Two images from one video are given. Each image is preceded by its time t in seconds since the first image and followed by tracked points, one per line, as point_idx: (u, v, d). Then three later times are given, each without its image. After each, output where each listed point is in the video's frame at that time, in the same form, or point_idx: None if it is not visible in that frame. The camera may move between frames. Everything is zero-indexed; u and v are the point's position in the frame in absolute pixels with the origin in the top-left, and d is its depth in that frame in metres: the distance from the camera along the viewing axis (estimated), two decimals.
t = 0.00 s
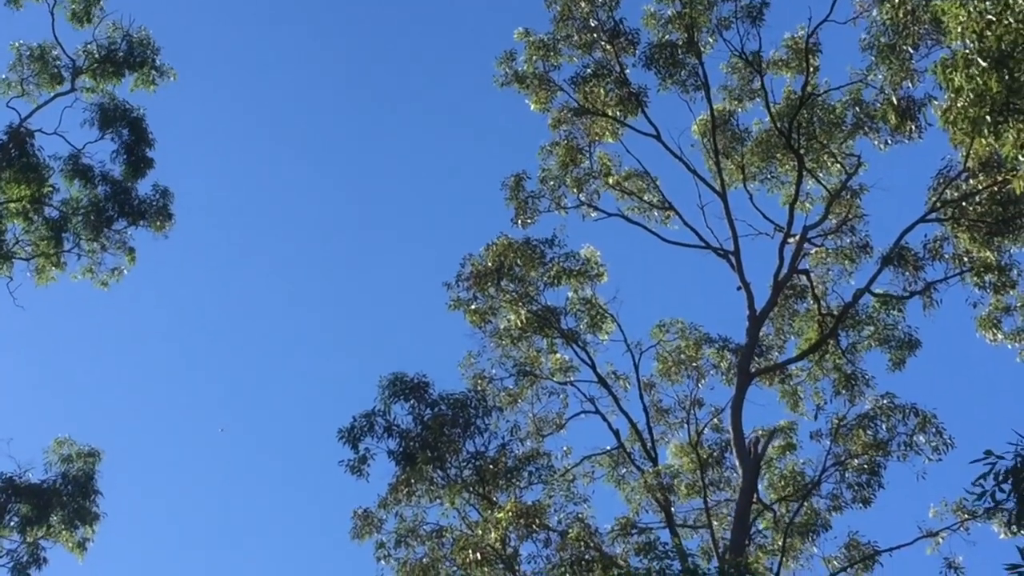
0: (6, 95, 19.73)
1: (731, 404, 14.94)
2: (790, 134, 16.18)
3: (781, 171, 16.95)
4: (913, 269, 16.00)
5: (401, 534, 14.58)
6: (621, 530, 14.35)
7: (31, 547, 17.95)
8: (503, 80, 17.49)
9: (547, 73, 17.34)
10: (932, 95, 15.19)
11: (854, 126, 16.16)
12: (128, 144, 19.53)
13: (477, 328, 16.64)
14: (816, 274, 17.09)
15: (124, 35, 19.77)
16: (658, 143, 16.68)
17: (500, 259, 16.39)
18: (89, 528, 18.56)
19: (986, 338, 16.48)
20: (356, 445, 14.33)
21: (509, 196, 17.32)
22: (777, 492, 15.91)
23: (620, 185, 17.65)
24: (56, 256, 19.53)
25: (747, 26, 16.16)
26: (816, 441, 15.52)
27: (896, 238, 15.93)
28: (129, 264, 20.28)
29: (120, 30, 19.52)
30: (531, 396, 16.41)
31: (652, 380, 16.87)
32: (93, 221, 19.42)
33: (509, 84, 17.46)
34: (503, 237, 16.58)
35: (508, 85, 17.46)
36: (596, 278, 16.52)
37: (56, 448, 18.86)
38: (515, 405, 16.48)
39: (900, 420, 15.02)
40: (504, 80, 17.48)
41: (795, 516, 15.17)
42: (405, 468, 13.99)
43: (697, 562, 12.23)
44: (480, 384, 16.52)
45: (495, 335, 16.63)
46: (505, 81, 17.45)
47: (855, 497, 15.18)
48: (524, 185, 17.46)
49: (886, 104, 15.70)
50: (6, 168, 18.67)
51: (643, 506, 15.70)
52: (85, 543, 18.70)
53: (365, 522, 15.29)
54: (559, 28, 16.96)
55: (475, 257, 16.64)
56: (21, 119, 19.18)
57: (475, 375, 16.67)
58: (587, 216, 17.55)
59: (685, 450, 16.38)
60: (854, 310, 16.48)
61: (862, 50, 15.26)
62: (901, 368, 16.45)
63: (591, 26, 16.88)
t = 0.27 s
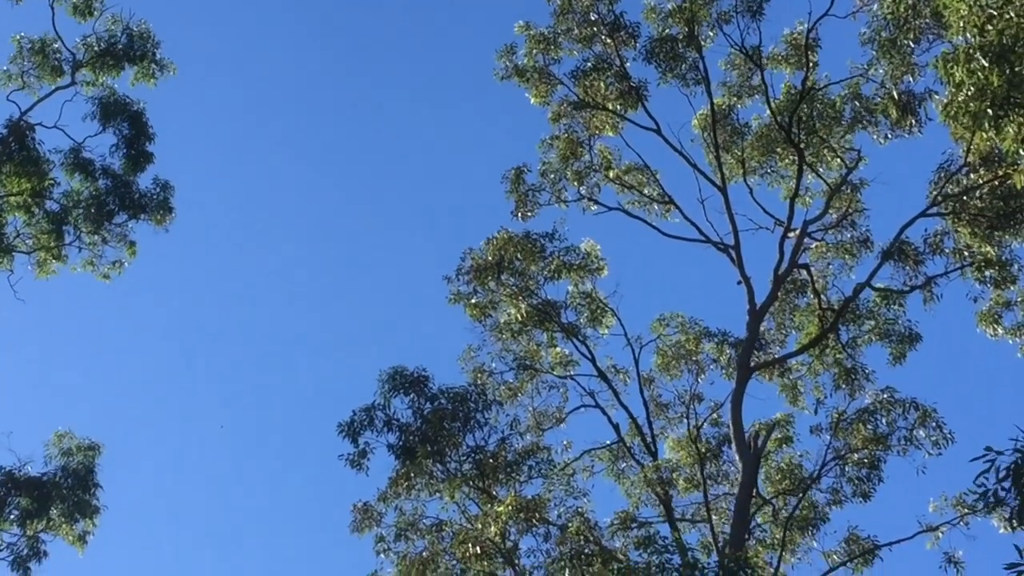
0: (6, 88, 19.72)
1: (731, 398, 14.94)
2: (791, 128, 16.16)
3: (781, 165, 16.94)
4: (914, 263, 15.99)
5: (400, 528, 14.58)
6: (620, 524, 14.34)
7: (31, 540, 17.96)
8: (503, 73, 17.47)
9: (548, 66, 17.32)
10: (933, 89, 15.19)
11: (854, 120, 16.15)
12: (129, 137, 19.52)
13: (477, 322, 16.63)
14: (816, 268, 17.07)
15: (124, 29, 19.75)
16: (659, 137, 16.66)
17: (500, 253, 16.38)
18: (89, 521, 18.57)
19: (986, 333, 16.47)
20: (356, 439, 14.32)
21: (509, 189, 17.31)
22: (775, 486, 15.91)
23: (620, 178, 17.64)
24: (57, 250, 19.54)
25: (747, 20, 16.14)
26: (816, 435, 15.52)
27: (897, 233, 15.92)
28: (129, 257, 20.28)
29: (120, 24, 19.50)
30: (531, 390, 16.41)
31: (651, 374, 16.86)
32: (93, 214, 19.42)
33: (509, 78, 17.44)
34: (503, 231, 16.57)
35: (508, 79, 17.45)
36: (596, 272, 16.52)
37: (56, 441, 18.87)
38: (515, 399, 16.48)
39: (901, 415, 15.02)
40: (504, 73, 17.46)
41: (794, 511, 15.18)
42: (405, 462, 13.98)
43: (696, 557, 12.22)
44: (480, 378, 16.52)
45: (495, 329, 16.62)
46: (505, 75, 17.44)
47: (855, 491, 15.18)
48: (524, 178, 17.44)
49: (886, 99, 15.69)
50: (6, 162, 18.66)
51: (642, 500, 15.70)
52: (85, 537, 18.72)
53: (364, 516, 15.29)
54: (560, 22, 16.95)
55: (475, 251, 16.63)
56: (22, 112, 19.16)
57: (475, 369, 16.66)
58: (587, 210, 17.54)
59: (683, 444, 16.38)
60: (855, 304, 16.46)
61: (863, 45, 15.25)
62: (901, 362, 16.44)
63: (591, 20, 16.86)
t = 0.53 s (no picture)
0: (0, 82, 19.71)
1: (726, 393, 14.94)
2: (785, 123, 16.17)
3: (776, 160, 16.95)
4: (909, 258, 16.00)
5: (396, 523, 14.58)
6: (616, 518, 14.35)
7: (27, 535, 17.96)
8: (498, 68, 17.47)
9: (543, 61, 17.31)
10: (927, 84, 15.20)
11: (848, 115, 16.15)
12: (124, 132, 19.51)
13: (472, 317, 16.63)
14: (811, 263, 17.09)
15: (119, 23, 19.74)
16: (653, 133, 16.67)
17: (495, 248, 16.39)
18: (85, 517, 18.56)
19: (981, 328, 16.48)
20: (351, 434, 14.32)
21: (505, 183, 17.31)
22: (768, 480, 15.92)
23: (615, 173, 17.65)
24: (53, 244, 19.53)
25: (742, 15, 16.14)
26: (811, 430, 15.53)
27: (891, 228, 15.93)
28: (126, 251, 20.28)
29: (114, 18, 19.49)
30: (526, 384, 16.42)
31: (647, 369, 16.87)
32: (90, 209, 19.41)
33: (504, 73, 17.44)
34: (498, 226, 16.57)
35: (503, 74, 17.44)
36: (592, 266, 16.56)
37: (51, 436, 18.85)
38: (511, 394, 16.48)
39: (896, 409, 15.03)
40: (499, 68, 17.46)
41: (789, 505, 15.21)
42: (400, 457, 13.98)
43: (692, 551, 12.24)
44: (476, 373, 16.52)
45: (491, 323, 16.62)
46: (500, 69, 17.44)
47: (850, 485, 15.20)
48: (519, 172, 17.45)
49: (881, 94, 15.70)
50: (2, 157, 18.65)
51: (638, 495, 15.72)
52: (81, 532, 18.71)
53: (359, 511, 15.29)
54: (555, 17, 16.95)
55: (471, 246, 16.63)
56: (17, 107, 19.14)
57: (470, 364, 16.67)
58: (582, 204, 17.54)
59: (677, 439, 16.39)
60: (849, 299, 16.48)
61: (857, 39, 15.26)
62: (896, 357, 16.45)
63: (586, 15, 16.86)
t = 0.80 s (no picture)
0: None
1: (723, 392, 14.93)
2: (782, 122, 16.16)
3: (773, 160, 16.95)
4: (905, 257, 16.00)
5: (392, 522, 14.58)
6: (612, 517, 14.35)
7: (24, 534, 17.96)
8: (495, 67, 17.46)
9: (539, 61, 17.30)
10: (924, 84, 15.20)
11: (845, 115, 16.15)
12: (121, 128, 19.50)
13: (469, 316, 16.62)
14: (807, 262, 17.09)
15: (114, 19, 19.72)
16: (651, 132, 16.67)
17: (492, 247, 16.39)
18: (82, 515, 18.54)
19: (978, 328, 16.48)
20: (348, 433, 14.32)
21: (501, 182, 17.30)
22: (764, 478, 15.91)
23: (612, 172, 17.64)
24: (51, 242, 19.52)
25: (739, 14, 16.14)
26: (808, 429, 15.53)
27: (888, 227, 15.93)
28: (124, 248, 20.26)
29: (110, 14, 19.47)
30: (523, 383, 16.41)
31: (644, 368, 16.87)
32: (87, 205, 19.40)
33: (501, 72, 17.43)
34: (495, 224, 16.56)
35: (500, 73, 17.44)
36: (589, 265, 16.53)
37: (48, 435, 18.83)
38: (507, 392, 16.48)
39: (893, 408, 15.03)
40: (495, 68, 17.45)
41: (785, 504, 15.21)
42: (397, 456, 13.98)
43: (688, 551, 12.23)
44: (472, 372, 16.52)
45: (488, 322, 16.61)
46: (496, 69, 17.43)
47: (847, 485, 15.20)
48: (516, 172, 17.44)
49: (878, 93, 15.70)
50: None
51: (635, 494, 15.72)
52: (77, 530, 18.68)
53: (356, 510, 15.29)
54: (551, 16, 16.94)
55: (468, 244, 16.62)
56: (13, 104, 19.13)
57: (467, 363, 16.66)
58: (579, 203, 17.53)
59: (673, 437, 16.40)
60: (845, 298, 16.47)
61: (854, 39, 15.27)
62: (893, 356, 16.45)
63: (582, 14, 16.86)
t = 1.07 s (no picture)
0: None
1: (720, 396, 14.93)
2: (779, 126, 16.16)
3: (769, 163, 16.95)
4: (902, 261, 16.00)
5: (389, 524, 14.57)
6: (608, 520, 14.34)
7: (20, 535, 17.95)
8: (492, 70, 17.46)
9: (536, 64, 17.30)
10: (921, 88, 15.21)
11: (842, 118, 16.16)
12: (118, 127, 19.49)
13: (466, 318, 16.61)
14: (804, 266, 17.09)
15: (111, 18, 19.71)
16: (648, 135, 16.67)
17: (489, 249, 16.39)
18: (78, 516, 18.53)
19: (975, 332, 16.49)
20: (345, 434, 14.32)
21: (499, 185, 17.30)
22: (761, 480, 15.94)
23: (608, 175, 17.65)
24: (49, 242, 19.51)
25: (736, 17, 16.14)
26: (804, 432, 15.53)
27: (885, 231, 15.94)
28: (122, 248, 20.25)
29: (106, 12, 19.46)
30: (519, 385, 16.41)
31: (641, 370, 16.87)
32: (85, 204, 19.39)
33: (498, 75, 17.43)
34: (492, 226, 16.57)
35: (497, 76, 17.44)
36: (585, 268, 16.49)
37: (45, 436, 18.82)
38: (504, 394, 16.48)
39: (889, 412, 15.03)
40: (492, 71, 17.45)
41: (782, 507, 15.21)
42: (394, 458, 13.97)
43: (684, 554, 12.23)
44: (469, 374, 16.51)
45: (484, 324, 16.60)
46: (493, 72, 17.43)
47: (843, 488, 15.19)
48: (513, 174, 17.44)
49: (875, 97, 15.71)
50: None
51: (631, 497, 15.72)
52: (74, 531, 18.67)
53: (353, 512, 15.28)
54: (548, 19, 16.95)
55: (465, 246, 16.62)
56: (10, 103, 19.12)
57: (464, 365, 16.66)
58: (576, 206, 17.54)
59: (670, 439, 16.39)
60: (842, 301, 16.48)
61: (852, 43, 15.27)
62: (889, 359, 16.45)
63: (580, 17, 16.86)
